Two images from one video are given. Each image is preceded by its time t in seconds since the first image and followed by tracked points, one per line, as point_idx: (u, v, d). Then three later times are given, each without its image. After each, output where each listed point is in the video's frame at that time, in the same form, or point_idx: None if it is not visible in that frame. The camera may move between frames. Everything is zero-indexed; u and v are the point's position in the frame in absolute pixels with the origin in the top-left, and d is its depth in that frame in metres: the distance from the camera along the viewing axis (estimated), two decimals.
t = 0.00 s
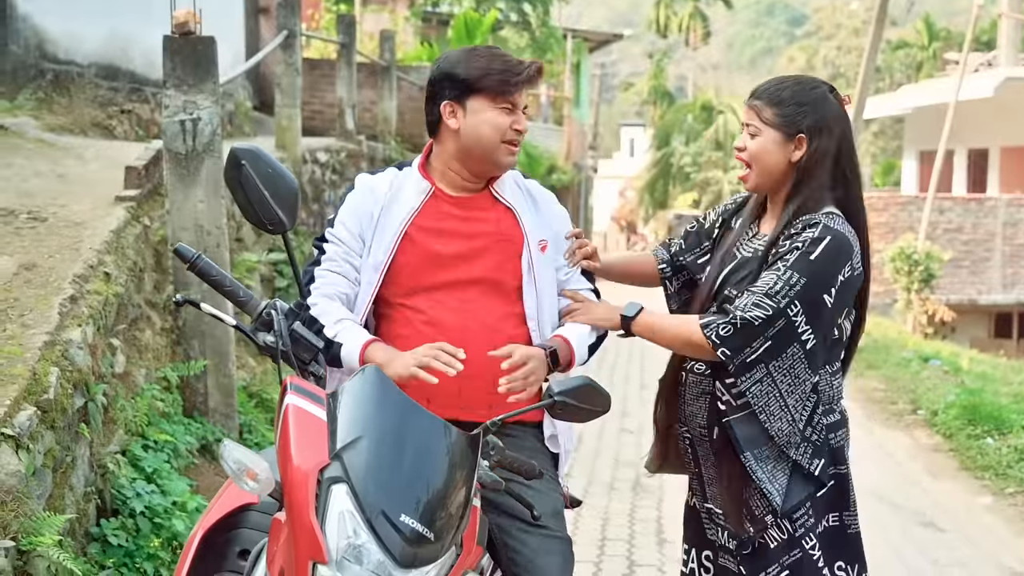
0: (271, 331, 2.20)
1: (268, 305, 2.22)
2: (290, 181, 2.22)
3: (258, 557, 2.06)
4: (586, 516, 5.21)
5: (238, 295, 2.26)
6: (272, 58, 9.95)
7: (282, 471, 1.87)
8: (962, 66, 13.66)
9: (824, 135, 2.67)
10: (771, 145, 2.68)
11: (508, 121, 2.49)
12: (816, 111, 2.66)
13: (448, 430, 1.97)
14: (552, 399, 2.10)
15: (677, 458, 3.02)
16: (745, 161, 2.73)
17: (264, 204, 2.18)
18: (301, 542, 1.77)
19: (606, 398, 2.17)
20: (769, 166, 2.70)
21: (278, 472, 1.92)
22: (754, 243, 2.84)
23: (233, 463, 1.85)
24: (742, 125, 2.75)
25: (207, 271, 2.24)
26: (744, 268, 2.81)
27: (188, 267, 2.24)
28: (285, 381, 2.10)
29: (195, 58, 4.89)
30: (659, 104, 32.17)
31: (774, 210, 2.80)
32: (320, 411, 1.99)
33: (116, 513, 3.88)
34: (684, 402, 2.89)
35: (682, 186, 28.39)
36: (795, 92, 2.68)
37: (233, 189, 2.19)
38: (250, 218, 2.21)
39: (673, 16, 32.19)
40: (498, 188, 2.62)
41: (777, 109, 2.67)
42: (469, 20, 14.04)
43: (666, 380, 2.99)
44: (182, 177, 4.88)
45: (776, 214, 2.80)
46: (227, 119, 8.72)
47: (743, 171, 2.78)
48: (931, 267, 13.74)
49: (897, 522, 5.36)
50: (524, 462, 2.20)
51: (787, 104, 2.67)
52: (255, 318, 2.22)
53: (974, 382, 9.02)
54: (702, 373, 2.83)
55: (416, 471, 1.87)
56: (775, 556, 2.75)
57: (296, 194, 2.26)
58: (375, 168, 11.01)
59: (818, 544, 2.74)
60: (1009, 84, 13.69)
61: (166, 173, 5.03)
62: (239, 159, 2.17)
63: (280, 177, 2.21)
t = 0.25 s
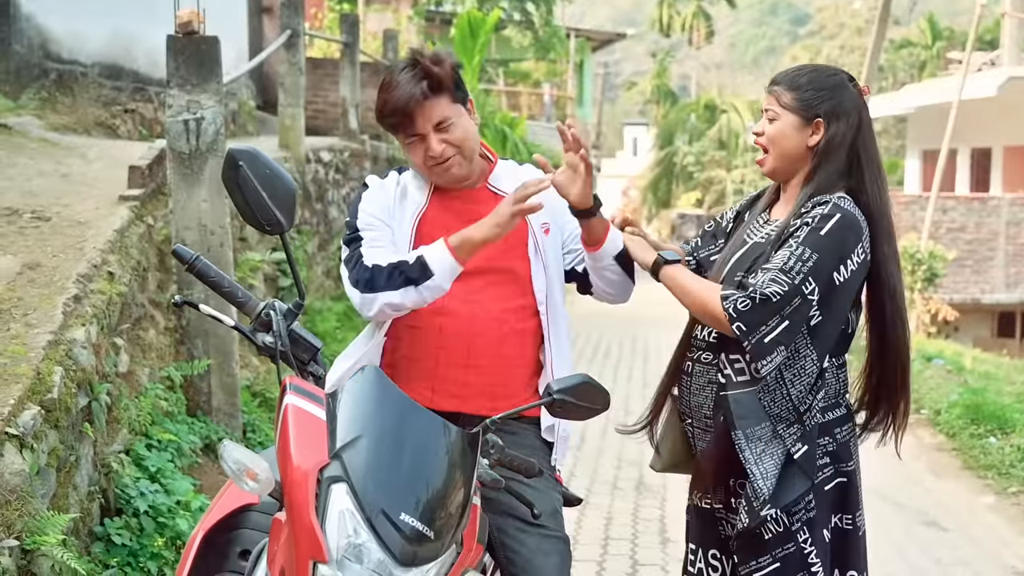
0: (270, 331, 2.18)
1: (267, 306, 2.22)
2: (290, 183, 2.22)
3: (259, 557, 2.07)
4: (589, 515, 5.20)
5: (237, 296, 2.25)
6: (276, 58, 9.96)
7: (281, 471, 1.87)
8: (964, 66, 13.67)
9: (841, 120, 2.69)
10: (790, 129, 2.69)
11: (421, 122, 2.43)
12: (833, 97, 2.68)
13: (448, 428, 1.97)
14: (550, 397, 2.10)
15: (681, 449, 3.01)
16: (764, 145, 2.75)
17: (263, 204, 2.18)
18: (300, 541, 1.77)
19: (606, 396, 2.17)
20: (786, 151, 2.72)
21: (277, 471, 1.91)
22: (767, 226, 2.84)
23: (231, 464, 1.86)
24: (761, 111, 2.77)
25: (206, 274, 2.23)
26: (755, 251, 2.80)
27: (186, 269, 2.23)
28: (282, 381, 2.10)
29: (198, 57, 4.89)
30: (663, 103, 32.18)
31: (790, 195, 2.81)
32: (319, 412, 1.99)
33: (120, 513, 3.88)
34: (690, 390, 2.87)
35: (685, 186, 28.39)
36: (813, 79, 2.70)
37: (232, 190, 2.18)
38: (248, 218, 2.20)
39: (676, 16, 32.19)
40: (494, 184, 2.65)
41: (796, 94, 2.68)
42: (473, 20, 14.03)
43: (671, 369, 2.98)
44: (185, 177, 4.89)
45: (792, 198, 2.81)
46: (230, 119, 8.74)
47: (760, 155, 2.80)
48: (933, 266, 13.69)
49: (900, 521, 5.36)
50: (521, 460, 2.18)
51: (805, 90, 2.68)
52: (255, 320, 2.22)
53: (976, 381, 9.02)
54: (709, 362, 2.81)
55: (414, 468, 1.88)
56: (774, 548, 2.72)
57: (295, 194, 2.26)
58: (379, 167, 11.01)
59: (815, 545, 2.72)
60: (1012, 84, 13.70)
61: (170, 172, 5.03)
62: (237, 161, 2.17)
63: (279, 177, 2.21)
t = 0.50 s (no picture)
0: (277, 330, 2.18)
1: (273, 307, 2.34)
2: (298, 182, 2.23)
3: (266, 556, 2.06)
4: (592, 515, 5.20)
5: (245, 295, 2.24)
6: (278, 56, 9.96)
7: (287, 470, 1.87)
8: (967, 65, 13.67)
9: (818, 116, 2.71)
10: (767, 128, 2.71)
11: (389, 115, 2.44)
12: (808, 95, 2.71)
13: (454, 427, 1.96)
14: (558, 398, 2.10)
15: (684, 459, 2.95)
16: (740, 145, 2.77)
17: (271, 204, 2.18)
18: (306, 541, 1.76)
19: (611, 394, 2.16)
20: (764, 149, 2.74)
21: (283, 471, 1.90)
22: (755, 231, 2.81)
23: (238, 462, 1.85)
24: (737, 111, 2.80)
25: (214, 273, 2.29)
26: (753, 254, 2.77)
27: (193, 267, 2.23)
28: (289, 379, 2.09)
29: (201, 56, 4.89)
30: (665, 102, 32.17)
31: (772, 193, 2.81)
32: (328, 411, 1.96)
33: (123, 512, 3.88)
34: (701, 401, 2.80)
35: (687, 185, 28.39)
36: (788, 77, 2.72)
37: (240, 189, 2.19)
38: (255, 217, 2.21)
39: (678, 15, 32.17)
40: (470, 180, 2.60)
41: (772, 92, 2.70)
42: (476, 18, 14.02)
43: (676, 378, 2.92)
44: (188, 176, 4.89)
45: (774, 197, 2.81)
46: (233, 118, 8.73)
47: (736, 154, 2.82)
48: (936, 265, 13.65)
49: (903, 520, 5.35)
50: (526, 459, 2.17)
51: (782, 88, 2.70)
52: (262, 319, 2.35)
53: (979, 380, 9.02)
54: (720, 371, 2.76)
55: (420, 468, 1.87)
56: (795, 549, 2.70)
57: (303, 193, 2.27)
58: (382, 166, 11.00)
59: (827, 546, 2.70)
60: (1015, 83, 13.71)
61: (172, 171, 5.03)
62: (245, 159, 2.18)
63: (286, 176, 2.22)
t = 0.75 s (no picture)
0: (276, 329, 2.17)
1: (272, 305, 2.20)
2: (295, 182, 2.20)
3: (266, 555, 2.05)
4: (595, 514, 5.19)
5: (242, 294, 2.23)
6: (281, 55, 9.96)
7: (288, 469, 1.86)
8: (968, 64, 13.66)
9: (819, 113, 2.72)
10: (769, 128, 2.72)
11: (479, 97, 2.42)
12: (808, 93, 2.71)
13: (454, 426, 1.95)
14: (558, 395, 2.08)
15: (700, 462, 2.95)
16: (743, 147, 2.77)
17: (269, 203, 2.16)
18: (307, 539, 1.77)
19: (611, 393, 2.14)
20: (768, 150, 2.74)
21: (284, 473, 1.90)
22: (768, 233, 2.78)
23: (238, 462, 1.85)
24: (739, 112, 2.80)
25: (212, 272, 2.19)
26: (767, 260, 2.74)
27: (191, 267, 2.20)
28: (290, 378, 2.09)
29: (204, 55, 4.88)
30: (667, 101, 32.17)
31: (782, 195, 2.81)
32: (327, 409, 1.97)
33: (125, 512, 3.87)
34: (720, 408, 2.79)
35: (690, 183, 28.37)
36: (787, 75, 2.73)
37: (237, 189, 2.17)
38: (253, 217, 2.19)
39: (680, 14, 32.17)
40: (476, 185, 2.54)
41: (772, 92, 2.71)
42: (478, 17, 14.01)
43: (692, 385, 2.89)
44: (190, 175, 4.88)
45: (785, 199, 2.81)
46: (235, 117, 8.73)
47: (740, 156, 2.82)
48: (937, 264, 13.62)
49: (905, 519, 5.35)
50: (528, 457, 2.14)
51: (780, 87, 2.71)
52: (260, 318, 2.20)
53: (980, 379, 9.02)
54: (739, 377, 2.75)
55: (420, 466, 1.86)
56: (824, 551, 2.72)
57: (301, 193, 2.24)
58: (384, 165, 11.00)
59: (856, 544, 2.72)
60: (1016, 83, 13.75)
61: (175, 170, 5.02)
62: (243, 159, 2.16)
63: (283, 176, 2.19)
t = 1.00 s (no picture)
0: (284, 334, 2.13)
1: (281, 308, 2.17)
2: (305, 184, 2.17)
3: (273, 558, 2.04)
4: (596, 514, 5.17)
5: (250, 298, 2.19)
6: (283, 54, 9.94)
7: (295, 475, 1.83)
8: (969, 64, 13.64)
9: (822, 113, 2.69)
10: (773, 129, 2.69)
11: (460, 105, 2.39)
12: (810, 93, 2.68)
13: (461, 430, 1.94)
14: (565, 399, 2.05)
15: (700, 460, 2.92)
16: (748, 147, 2.73)
17: (278, 206, 2.14)
18: (315, 547, 1.74)
19: (619, 396, 2.13)
20: (772, 150, 2.71)
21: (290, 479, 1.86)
22: (770, 232, 2.75)
23: (245, 466, 1.81)
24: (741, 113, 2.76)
25: (218, 273, 2.15)
26: (770, 260, 2.72)
27: (199, 270, 2.16)
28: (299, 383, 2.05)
29: (206, 54, 4.86)
30: (669, 100, 32.14)
31: (786, 195, 2.78)
32: (334, 414, 1.93)
33: (126, 513, 3.86)
34: (718, 407, 2.78)
35: (691, 182, 28.34)
36: (790, 74, 2.70)
37: (246, 191, 2.14)
38: (262, 220, 2.16)
39: (682, 13, 32.14)
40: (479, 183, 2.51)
41: (773, 93, 2.68)
42: (480, 16, 13.99)
43: (691, 383, 2.87)
44: (192, 175, 4.86)
45: (789, 199, 2.78)
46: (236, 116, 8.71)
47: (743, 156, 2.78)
48: (938, 263, 13.59)
49: (906, 518, 5.33)
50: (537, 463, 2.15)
51: (783, 87, 2.68)
52: (268, 322, 2.16)
53: (981, 378, 9.00)
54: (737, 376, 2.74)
55: (427, 473, 1.84)
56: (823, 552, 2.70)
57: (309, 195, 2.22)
58: (386, 163, 10.98)
59: (859, 542, 2.69)
60: (1016, 82, 13.77)
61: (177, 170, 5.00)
62: (252, 161, 2.13)
63: (293, 179, 2.16)
